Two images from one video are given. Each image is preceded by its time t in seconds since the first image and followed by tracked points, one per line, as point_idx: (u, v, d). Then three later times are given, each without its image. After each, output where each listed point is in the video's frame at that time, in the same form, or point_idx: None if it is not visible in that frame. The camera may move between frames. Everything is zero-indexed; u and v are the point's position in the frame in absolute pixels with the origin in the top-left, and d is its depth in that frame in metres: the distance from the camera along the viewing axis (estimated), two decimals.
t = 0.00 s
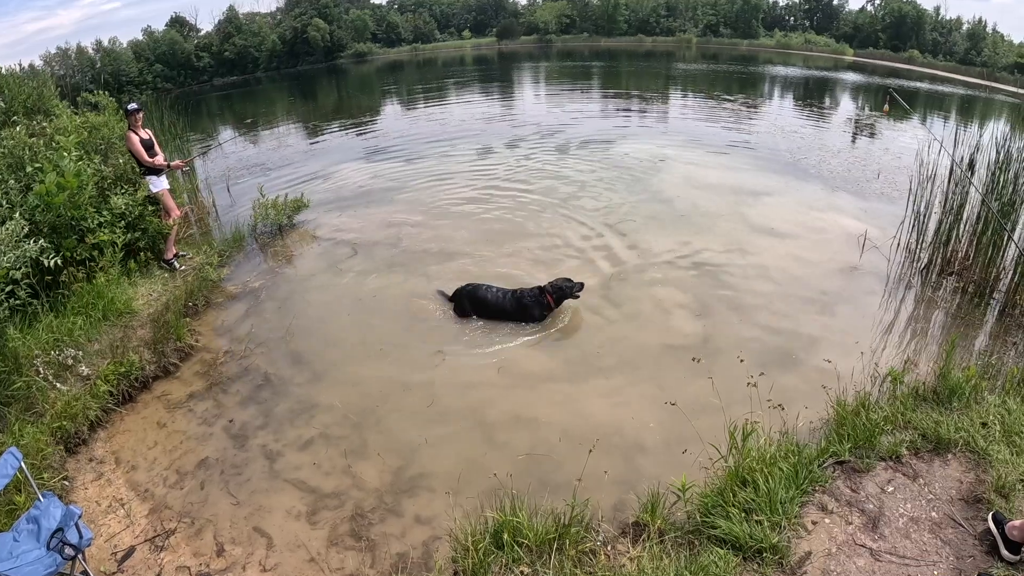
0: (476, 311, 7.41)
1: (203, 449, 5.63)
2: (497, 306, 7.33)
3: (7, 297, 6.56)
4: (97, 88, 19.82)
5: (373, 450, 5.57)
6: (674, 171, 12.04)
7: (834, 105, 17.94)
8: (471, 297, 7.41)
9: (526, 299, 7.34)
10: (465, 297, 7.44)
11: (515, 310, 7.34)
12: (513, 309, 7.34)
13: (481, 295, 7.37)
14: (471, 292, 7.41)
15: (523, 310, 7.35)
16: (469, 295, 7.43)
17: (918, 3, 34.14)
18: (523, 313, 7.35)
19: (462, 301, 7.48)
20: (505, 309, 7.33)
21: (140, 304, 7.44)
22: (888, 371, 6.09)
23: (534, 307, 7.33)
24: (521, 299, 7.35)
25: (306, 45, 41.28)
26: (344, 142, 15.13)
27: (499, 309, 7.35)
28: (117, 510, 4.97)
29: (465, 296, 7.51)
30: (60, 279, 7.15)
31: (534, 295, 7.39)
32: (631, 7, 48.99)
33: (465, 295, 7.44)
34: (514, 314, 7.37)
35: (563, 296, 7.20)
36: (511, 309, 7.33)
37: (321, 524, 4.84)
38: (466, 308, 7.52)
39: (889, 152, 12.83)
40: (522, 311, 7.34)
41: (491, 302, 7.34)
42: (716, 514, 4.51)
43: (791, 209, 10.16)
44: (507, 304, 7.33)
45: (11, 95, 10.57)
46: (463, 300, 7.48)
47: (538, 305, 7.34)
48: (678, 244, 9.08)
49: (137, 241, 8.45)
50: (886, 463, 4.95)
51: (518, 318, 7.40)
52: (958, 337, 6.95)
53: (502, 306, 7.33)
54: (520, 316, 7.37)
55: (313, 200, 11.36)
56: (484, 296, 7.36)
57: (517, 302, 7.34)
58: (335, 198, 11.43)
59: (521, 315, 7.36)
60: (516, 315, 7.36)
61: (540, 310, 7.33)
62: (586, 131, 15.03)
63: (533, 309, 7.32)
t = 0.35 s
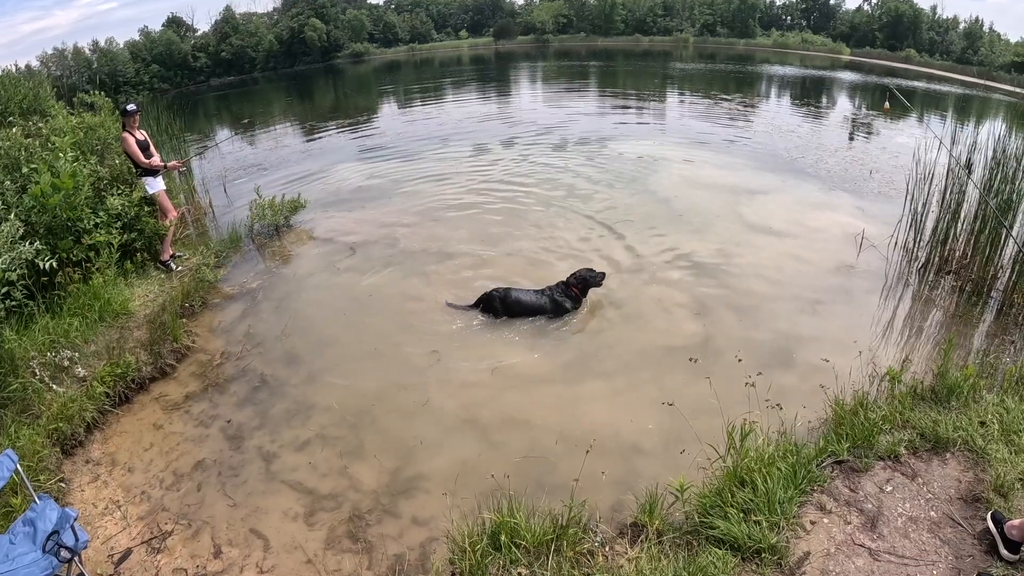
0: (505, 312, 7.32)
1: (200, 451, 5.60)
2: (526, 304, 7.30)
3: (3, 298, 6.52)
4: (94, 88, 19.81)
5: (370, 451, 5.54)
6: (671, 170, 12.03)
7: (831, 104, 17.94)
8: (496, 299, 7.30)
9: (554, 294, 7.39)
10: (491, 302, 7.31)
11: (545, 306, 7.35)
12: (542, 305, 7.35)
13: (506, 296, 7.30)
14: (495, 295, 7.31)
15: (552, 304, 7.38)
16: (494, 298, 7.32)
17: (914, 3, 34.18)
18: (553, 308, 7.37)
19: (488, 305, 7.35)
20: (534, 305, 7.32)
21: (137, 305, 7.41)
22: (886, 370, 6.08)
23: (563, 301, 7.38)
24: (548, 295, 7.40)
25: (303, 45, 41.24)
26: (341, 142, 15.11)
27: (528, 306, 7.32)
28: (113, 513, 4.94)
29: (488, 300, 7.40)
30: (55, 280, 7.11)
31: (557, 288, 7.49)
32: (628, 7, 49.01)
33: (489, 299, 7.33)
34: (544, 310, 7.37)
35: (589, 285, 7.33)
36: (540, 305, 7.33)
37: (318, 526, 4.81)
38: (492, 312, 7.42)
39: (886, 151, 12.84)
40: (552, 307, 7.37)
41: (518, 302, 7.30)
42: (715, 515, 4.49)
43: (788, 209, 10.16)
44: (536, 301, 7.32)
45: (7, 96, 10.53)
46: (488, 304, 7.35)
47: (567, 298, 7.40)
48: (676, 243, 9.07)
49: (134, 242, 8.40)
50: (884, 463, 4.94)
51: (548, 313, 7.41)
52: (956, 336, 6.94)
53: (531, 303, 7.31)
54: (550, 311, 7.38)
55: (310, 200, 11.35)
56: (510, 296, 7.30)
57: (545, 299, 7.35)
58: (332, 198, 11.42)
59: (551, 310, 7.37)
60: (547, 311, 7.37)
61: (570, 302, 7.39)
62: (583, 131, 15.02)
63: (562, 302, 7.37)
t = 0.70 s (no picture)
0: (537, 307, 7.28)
1: (196, 452, 5.59)
2: (555, 298, 7.31)
3: None
4: (92, 89, 19.80)
5: (367, 452, 5.53)
6: (669, 170, 12.02)
7: (828, 104, 17.95)
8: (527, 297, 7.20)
9: (580, 286, 7.48)
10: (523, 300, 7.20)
11: (574, 297, 7.40)
12: (571, 297, 7.39)
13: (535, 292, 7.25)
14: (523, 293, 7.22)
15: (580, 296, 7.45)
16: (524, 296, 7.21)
17: (912, 3, 34.22)
18: (582, 299, 7.45)
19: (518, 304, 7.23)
20: (564, 297, 7.36)
21: (134, 306, 7.39)
22: (883, 370, 6.08)
23: (591, 291, 7.48)
24: (574, 289, 7.44)
25: (301, 45, 41.21)
26: (339, 142, 15.11)
27: (558, 299, 7.34)
28: (110, 514, 4.92)
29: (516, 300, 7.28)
30: (52, 281, 7.09)
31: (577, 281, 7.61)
32: (626, 7, 49.08)
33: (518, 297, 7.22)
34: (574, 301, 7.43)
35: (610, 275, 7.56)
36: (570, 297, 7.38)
37: (315, 527, 4.80)
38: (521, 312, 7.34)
39: (884, 151, 12.84)
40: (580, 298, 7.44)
41: (548, 296, 7.29)
42: (711, 515, 4.48)
43: (786, 208, 10.16)
44: (564, 293, 7.36)
45: (4, 97, 10.51)
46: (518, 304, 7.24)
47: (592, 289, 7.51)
48: (673, 243, 9.06)
49: (130, 243, 8.38)
50: (882, 462, 4.93)
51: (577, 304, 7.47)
52: (953, 335, 6.94)
53: (561, 295, 7.35)
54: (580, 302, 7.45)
55: (307, 201, 11.34)
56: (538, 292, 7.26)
57: (573, 290, 7.41)
58: (330, 198, 11.41)
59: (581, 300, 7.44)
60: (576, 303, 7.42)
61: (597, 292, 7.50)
62: (580, 131, 15.02)
63: (591, 292, 7.46)
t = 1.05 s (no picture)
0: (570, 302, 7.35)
1: (194, 452, 5.59)
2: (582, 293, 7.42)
3: None
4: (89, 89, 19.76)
5: (364, 451, 5.53)
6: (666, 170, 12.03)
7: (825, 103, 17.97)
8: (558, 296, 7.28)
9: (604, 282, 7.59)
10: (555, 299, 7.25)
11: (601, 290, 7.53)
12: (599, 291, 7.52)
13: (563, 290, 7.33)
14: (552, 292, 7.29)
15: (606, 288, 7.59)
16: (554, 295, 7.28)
17: (908, 3, 34.28)
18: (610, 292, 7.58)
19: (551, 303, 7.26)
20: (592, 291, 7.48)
21: (131, 306, 7.38)
22: (879, 369, 6.10)
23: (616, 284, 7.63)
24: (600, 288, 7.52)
25: (297, 45, 41.15)
26: (335, 142, 15.09)
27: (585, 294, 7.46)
28: (107, 514, 4.92)
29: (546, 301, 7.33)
30: (49, 282, 7.08)
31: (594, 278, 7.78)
32: (622, 6, 49.11)
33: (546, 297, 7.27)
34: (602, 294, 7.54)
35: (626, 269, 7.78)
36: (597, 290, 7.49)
37: (312, 527, 4.80)
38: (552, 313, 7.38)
39: (880, 150, 12.87)
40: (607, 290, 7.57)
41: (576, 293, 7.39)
42: (708, 514, 4.49)
43: (783, 207, 10.17)
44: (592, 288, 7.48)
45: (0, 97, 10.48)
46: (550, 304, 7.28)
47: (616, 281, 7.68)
48: (670, 243, 9.08)
49: (128, 243, 8.37)
50: (878, 461, 4.94)
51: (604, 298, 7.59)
52: (949, 335, 6.95)
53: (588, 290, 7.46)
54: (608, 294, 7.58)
55: (304, 201, 11.33)
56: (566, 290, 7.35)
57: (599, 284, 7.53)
58: (327, 198, 11.41)
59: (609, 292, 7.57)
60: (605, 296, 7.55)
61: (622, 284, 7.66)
62: (577, 130, 15.02)
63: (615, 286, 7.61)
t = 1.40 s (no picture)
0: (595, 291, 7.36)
1: (189, 452, 5.58)
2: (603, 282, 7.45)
3: None
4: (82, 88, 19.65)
5: (360, 451, 5.53)
6: (661, 169, 12.04)
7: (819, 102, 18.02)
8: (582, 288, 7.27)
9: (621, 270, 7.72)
10: (582, 291, 7.25)
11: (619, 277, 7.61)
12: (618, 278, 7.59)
13: (584, 282, 7.34)
14: (574, 285, 7.28)
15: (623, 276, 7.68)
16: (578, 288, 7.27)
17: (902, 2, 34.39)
18: (627, 279, 7.69)
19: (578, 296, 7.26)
20: (612, 279, 7.52)
21: (126, 306, 7.34)
22: (874, 366, 6.12)
23: (631, 270, 7.74)
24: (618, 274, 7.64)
25: (291, 44, 41.02)
26: (330, 141, 15.05)
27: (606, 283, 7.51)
28: (103, 515, 4.91)
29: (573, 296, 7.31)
30: (44, 282, 7.05)
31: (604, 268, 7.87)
32: (617, 5, 49.17)
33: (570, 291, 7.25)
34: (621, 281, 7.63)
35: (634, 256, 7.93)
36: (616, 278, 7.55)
37: (309, 526, 4.80)
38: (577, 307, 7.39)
39: (874, 149, 12.92)
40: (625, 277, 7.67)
41: (598, 282, 7.42)
42: (704, 511, 4.51)
43: (778, 206, 10.19)
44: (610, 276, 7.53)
45: None
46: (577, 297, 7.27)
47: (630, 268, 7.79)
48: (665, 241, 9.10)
49: (122, 243, 8.33)
50: (873, 458, 4.96)
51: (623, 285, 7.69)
52: (943, 332, 6.99)
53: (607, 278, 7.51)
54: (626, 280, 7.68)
55: (299, 200, 11.30)
56: (587, 281, 7.36)
57: (615, 272, 7.60)
58: (322, 198, 11.38)
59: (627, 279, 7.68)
60: (625, 283, 7.64)
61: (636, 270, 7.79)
62: (572, 129, 15.02)
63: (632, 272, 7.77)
